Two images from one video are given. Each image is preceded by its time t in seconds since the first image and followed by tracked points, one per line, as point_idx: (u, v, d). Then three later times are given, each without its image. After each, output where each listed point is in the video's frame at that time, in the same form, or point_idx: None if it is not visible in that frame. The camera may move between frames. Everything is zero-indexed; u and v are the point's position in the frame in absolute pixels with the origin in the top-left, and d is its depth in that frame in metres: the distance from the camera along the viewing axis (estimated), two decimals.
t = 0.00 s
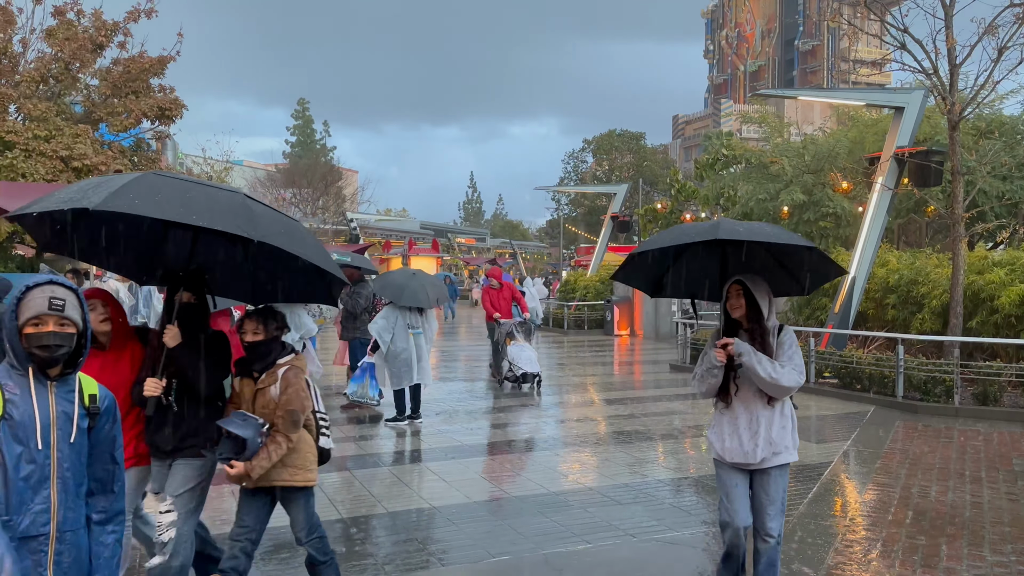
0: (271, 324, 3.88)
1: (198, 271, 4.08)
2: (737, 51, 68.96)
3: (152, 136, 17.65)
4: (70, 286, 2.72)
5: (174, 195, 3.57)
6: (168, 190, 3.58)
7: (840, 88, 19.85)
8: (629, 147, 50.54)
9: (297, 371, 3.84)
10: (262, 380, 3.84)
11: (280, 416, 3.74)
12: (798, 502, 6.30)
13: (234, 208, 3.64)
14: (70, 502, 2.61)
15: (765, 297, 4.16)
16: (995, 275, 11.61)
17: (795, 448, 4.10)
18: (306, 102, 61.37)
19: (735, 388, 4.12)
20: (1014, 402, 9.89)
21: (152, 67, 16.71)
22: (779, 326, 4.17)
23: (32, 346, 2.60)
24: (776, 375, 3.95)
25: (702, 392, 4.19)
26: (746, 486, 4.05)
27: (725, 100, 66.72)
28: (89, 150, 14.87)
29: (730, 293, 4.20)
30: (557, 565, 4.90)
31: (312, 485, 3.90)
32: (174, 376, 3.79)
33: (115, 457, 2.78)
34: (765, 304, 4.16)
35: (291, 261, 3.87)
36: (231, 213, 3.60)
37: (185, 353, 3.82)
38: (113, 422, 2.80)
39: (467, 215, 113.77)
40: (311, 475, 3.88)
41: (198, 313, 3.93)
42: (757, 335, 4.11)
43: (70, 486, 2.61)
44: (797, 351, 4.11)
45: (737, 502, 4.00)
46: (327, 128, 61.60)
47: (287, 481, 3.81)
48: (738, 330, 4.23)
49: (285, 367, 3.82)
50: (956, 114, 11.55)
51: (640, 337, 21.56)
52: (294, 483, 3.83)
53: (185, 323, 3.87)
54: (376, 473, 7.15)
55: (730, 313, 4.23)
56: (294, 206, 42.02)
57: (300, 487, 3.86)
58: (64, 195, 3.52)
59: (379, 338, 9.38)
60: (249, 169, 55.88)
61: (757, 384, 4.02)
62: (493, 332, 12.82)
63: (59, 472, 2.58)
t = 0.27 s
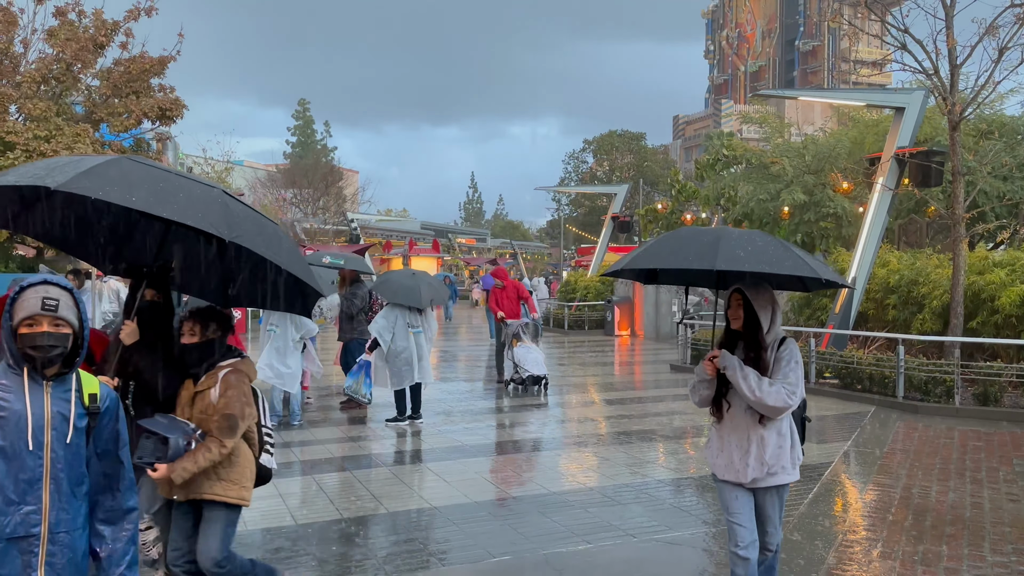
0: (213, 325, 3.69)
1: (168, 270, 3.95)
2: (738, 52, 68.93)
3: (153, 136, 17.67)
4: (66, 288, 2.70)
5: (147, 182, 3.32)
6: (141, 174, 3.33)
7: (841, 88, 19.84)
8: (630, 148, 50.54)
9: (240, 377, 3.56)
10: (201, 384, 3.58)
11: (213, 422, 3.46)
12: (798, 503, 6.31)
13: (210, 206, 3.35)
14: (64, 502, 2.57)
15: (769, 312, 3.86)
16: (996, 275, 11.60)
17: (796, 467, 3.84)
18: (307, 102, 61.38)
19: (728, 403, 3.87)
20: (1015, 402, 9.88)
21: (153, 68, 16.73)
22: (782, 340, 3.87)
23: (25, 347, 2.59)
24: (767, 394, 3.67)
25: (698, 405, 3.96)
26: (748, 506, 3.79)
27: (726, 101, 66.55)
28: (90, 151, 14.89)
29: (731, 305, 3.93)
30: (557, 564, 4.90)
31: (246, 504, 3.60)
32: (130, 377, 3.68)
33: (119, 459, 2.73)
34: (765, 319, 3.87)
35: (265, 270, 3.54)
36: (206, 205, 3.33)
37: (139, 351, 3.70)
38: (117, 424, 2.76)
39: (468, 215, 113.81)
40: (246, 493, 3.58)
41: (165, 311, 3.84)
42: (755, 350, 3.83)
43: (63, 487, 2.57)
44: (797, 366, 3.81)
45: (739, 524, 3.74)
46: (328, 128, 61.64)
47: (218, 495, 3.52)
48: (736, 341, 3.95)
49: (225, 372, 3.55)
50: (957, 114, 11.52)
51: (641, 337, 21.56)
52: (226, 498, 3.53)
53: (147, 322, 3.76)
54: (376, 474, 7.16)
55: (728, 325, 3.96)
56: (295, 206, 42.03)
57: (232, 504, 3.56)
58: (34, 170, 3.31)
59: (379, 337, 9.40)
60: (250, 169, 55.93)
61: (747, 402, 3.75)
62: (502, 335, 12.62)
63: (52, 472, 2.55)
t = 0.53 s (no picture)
0: (173, 327, 3.25)
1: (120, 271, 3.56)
2: (738, 52, 68.93)
3: (154, 136, 17.67)
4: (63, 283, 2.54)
5: (101, 170, 3.06)
6: (96, 160, 3.09)
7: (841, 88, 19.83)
8: (631, 148, 50.55)
9: (196, 386, 3.17)
10: (155, 393, 3.18)
11: (162, 433, 3.08)
12: (800, 503, 6.31)
13: (166, 198, 3.08)
14: (57, 502, 2.41)
15: (756, 312, 3.65)
16: (996, 276, 11.61)
17: (792, 483, 3.58)
18: (307, 103, 61.38)
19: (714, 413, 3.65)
20: (1016, 402, 9.87)
21: (154, 68, 16.74)
22: (766, 345, 3.66)
23: (18, 348, 2.41)
24: (755, 403, 3.45)
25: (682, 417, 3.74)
26: (742, 527, 3.55)
27: (727, 101, 66.57)
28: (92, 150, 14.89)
29: (715, 308, 3.71)
30: (559, 565, 4.90)
31: (200, 524, 3.17)
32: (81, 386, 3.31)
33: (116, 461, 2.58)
34: (751, 320, 3.65)
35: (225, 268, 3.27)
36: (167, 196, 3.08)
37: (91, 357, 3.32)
38: (121, 422, 2.60)
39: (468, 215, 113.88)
40: (200, 512, 3.15)
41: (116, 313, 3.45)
42: (741, 356, 3.62)
43: (56, 487, 2.41)
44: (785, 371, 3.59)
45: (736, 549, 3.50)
46: (329, 128, 61.65)
47: (168, 513, 3.11)
48: (719, 346, 3.74)
49: (180, 379, 3.16)
50: (957, 114, 11.51)
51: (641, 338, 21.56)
52: (176, 516, 3.12)
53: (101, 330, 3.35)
54: (377, 474, 7.16)
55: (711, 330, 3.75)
56: (296, 207, 42.05)
57: (183, 523, 3.14)
58: None
59: (379, 338, 9.42)
60: (251, 169, 56.01)
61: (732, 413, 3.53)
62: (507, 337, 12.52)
63: (44, 473, 2.39)
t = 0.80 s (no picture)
0: (140, 328, 3.10)
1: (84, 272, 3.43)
2: (738, 52, 68.94)
3: (154, 136, 17.67)
4: (70, 289, 2.59)
5: (49, 154, 2.93)
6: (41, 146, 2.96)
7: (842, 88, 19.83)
8: (632, 148, 50.58)
9: (158, 392, 2.95)
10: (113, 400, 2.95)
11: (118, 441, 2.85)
12: (800, 503, 6.32)
13: (123, 177, 2.98)
14: (47, 502, 2.54)
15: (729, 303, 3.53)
16: (996, 276, 11.62)
17: (756, 490, 3.38)
18: (308, 103, 61.40)
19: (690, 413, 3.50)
20: (1016, 402, 9.87)
21: (154, 69, 16.75)
22: (743, 343, 3.52)
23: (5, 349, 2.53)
24: (741, 407, 3.28)
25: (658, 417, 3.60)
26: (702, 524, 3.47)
27: (727, 101, 66.60)
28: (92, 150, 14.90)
29: (690, 305, 3.57)
30: (559, 565, 4.90)
31: (158, 542, 2.88)
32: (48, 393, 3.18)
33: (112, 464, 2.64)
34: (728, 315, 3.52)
35: (189, 244, 3.22)
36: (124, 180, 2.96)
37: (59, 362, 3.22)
38: (122, 428, 2.68)
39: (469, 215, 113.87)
40: (157, 528, 2.86)
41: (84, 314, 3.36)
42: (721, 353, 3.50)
43: (45, 486, 2.53)
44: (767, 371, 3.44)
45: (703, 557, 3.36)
46: (329, 129, 61.66)
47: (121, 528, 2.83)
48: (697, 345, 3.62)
49: (142, 384, 2.95)
50: (958, 115, 11.51)
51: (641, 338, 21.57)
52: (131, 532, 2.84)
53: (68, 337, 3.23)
54: (378, 474, 7.15)
55: (685, 326, 3.62)
56: (296, 207, 42.04)
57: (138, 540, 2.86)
58: None
59: (378, 339, 9.43)
60: (252, 170, 56.06)
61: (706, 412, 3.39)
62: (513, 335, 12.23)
63: (34, 472, 2.52)
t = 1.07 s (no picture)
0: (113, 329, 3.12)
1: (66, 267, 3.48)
2: (739, 52, 68.91)
3: (154, 136, 17.67)
4: (57, 294, 2.63)
5: None
6: None
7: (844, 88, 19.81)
8: (633, 148, 50.57)
9: (131, 396, 2.96)
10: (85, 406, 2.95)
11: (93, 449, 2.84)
12: (800, 503, 6.32)
13: (71, 173, 3.01)
14: (13, 502, 2.56)
15: (673, 313, 3.30)
16: (996, 276, 11.62)
17: (697, 509, 3.15)
18: (308, 103, 61.37)
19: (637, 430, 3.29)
20: (1017, 402, 9.87)
21: (155, 69, 16.76)
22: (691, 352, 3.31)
23: None
24: (698, 434, 3.09)
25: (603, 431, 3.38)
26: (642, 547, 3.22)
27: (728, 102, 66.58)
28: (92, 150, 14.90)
29: (633, 312, 3.34)
30: (559, 565, 4.90)
31: (133, 549, 2.91)
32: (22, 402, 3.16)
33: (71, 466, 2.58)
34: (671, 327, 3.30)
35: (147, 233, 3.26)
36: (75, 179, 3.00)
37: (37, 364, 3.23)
38: (94, 431, 2.64)
39: (469, 216, 113.82)
40: (132, 535, 2.90)
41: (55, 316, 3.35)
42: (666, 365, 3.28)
43: (10, 487, 2.55)
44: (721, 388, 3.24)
45: None
46: (330, 129, 61.63)
47: (96, 537, 2.84)
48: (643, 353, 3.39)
49: (115, 389, 2.95)
50: (958, 115, 11.49)
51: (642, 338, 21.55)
52: (105, 541, 2.85)
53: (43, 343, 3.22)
54: (377, 474, 7.16)
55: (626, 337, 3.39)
56: (297, 207, 42.00)
57: (112, 549, 2.87)
58: None
59: (378, 339, 9.42)
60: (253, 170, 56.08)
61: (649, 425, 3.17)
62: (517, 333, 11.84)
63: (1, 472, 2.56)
